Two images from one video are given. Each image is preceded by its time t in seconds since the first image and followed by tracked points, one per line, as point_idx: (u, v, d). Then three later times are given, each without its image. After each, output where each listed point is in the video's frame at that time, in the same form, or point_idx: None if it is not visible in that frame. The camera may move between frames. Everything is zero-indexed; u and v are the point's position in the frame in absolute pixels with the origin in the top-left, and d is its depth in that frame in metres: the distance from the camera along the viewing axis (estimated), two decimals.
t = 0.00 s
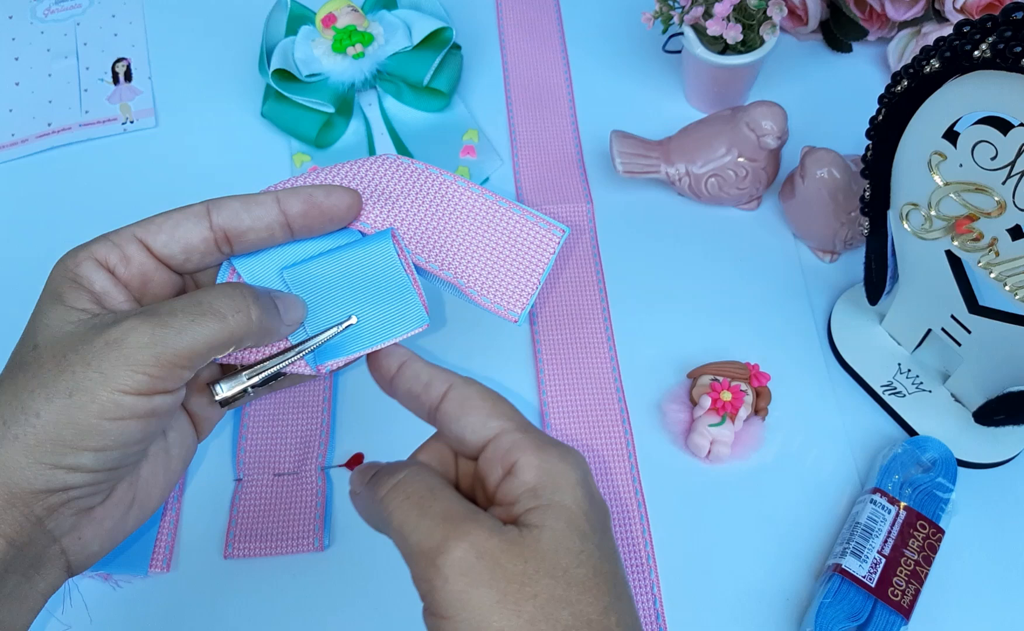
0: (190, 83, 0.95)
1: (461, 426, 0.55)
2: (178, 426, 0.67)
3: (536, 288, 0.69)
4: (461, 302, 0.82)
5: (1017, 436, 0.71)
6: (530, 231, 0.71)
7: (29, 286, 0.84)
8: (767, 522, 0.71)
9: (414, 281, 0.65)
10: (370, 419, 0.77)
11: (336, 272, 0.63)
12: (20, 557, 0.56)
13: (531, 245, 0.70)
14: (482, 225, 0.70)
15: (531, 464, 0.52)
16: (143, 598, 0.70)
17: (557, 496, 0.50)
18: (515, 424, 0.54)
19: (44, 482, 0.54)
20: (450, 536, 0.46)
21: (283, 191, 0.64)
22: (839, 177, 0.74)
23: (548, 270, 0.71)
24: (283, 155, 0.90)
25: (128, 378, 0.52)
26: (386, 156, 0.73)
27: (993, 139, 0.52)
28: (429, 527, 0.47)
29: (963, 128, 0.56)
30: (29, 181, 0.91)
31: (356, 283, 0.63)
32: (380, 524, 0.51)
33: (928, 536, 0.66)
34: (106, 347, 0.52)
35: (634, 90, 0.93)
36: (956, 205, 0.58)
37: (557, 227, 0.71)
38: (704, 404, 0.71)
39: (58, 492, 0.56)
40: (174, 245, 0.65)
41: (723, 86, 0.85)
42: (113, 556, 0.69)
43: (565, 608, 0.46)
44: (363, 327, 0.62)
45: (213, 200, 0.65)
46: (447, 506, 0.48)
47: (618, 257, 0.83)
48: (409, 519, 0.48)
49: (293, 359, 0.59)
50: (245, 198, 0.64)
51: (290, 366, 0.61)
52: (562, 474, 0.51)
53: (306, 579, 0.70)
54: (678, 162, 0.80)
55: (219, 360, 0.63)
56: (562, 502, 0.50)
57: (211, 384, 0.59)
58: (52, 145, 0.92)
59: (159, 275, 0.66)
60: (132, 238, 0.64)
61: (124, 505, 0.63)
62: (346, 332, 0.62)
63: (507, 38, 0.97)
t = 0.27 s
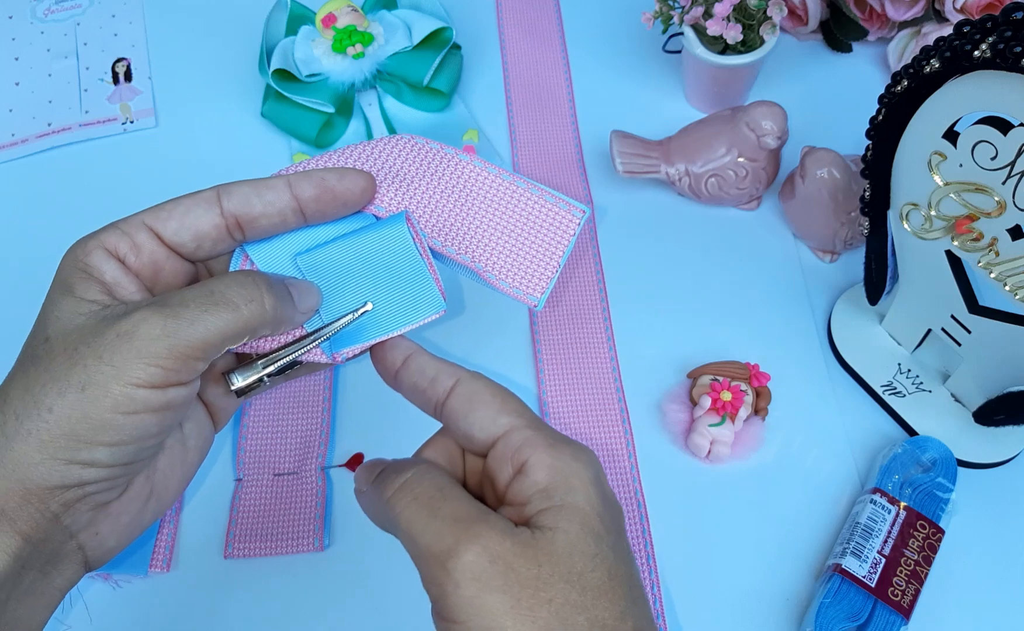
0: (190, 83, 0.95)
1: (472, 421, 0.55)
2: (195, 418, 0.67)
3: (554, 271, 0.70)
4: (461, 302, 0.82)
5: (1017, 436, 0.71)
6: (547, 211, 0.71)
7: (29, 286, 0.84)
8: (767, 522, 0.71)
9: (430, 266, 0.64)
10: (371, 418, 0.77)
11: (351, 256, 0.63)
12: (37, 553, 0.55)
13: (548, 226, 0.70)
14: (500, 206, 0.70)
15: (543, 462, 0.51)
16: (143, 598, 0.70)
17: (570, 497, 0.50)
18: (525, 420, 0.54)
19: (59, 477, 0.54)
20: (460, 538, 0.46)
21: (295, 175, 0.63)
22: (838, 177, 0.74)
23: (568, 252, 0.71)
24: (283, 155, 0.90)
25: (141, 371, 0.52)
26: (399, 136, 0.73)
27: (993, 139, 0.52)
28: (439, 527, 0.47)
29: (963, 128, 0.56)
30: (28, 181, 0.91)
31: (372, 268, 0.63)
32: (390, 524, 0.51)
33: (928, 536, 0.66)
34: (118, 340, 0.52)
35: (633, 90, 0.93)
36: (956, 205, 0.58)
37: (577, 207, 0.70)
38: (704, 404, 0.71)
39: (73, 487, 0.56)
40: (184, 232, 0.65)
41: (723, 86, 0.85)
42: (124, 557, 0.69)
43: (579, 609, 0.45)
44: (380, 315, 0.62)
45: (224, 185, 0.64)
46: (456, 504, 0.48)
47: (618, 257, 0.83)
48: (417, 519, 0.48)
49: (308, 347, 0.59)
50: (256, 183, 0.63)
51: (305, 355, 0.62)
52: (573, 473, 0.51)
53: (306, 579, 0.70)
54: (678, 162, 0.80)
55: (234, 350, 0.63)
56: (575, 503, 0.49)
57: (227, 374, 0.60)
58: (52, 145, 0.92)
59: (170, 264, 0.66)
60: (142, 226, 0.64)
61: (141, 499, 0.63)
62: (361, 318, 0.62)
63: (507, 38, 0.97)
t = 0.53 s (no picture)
0: (190, 83, 0.95)
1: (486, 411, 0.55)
2: (204, 412, 0.67)
3: (563, 264, 0.70)
4: (461, 302, 0.82)
5: (1017, 436, 0.71)
6: (555, 203, 0.71)
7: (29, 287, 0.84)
8: (767, 522, 0.71)
9: (437, 258, 0.65)
10: (371, 418, 0.77)
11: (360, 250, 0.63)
12: (47, 548, 0.55)
13: (556, 218, 0.71)
14: (509, 199, 0.71)
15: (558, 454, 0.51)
16: (143, 597, 0.70)
17: (583, 489, 0.50)
18: (535, 413, 0.54)
19: (67, 472, 0.54)
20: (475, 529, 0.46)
21: (302, 168, 0.63)
22: (838, 177, 0.74)
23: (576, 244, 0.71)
24: (283, 155, 0.90)
25: (149, 365, 0.52)
26: (407, 129, 0.73)
27: (993, 139, 0.52)
28: (454, 520, 0.46)
29: (963, 128, 0.56)
30: (28, 180, 0.91)
31: (380, 262, 0.63)
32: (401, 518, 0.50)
33: (928, 536, 0.66)
34: (127, 334, 0.52)
35: (633, 90, 0.93)
36: (956, 205, 0.58)
37: (585, 199, 0.71)
38: (704, 405, 0.71)
39: (81, 482, 0.56)
40: (192, 227, 0.64)
41: (723, 86, 0.85)
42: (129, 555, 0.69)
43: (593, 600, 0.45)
44: (389, 308, 0.63)
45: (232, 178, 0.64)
46: (469, 494, 0.48)
47: (618, 257, 0.83)
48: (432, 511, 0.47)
49: (316, 340, 0.58)
50: (263, 177, 0.63)
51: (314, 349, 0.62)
52: (586, 466, 0.51)
53: (306, 579, 0.70)
54: (678, 162, 0.80)
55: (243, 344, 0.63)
56: (588, 496, 0.49)
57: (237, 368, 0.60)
58: (52, 145, 0.92)
59: (178, 258, 0.65)
60: (149, 220, 0.63)
61: (150, 494, 0.63)
62: (370, 312, 0.62)
63: (507, 38, 0.97)
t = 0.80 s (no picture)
0: (190, 83, 0.95)
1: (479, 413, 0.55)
2: (202, 413, 0.67)
3: (560, 266, 0.69)
4: (461, 302, 0.82)
5: (1017, 435, 0.71)
6: (552, 206, 0.71)
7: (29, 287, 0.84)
8: (767, 522, 0.71)
9: (434, 260, 0.65)
10: (371, 418, 0.77)
11: (356, 252, 0.63)
12: (47, 549, 0.55)
13: (553, 221, 0.70)
14: (506, 201, 0.71)
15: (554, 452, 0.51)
16: (143, 597, 0.70)
17: (577, 487, 0.50)
18: (533, 413, 0.54)
19: (66, 474, 0.54)
20: (469, 528, 0.46)
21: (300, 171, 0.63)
22: (838, 177, 0.74)
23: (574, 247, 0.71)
24: (283, 155, 0.90)
25: (147, 367, 0.52)
26: (406, 133, 0.73)
27: (993, 139, 0.53)
28: (449, 519, 0.47)
29: (962, 128, 0.56)
30: (28, 180, 0.91)
31: (377, 263, 0.63)
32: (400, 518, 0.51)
33: (928, 536, 0.66)
34: (125, 335, 0.52)
35: (633, 90, 0.93)
36: (957, 205, 0.58)
37: (582, 202, 0.71)
38: (704, 404, 0.71)
39: (80, 484, 0.55)
40: (189, 229, 0.64)
41: (722, 86, 0.85)
42: (129, 555, 0.69)
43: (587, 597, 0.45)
44: (386, 309, 0.62)
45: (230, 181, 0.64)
46: (464, 494, 0.48)
47: (618, 257, 0.83)
48: (427, 508, 0.48)
49: (314, 344, 0.58)
50: (261, 180, 0.63)
51: (311, 351, 0.61)
52: (580, 463, 0.51)
53: (306, 579, 0.70)
54: (678, 162, 0.80)
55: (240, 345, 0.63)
56: (583, 495, 0.49)
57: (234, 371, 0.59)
58: (52, 145, 0.92)
59: (176, 261, 0.65)
60: (148, 223, 0.63)
61: (149, 495, 0.63)
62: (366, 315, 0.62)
63: (507, 38, 0.97)
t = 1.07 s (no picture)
0: (190, 83, 0.95)
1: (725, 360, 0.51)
2: (171, 419, 0.66)
3: (535, 274, 0.69)
4: (461, 302, 0.82)
5: (1016, 435, 0.71)
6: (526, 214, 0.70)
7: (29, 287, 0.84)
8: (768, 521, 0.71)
9: (406, 270, 0.64)
10: (371, 418, 0.77)
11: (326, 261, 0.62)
12: (12, 556, 0.56)
13: (528, 229, 0.69)
14: (478, 210, 0.69)
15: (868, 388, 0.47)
16: (142, 597, 0.70)
17: (908, 432, 0.45)
18: (857, 341, 0.50)
19: (30, 480, 0.55)
20: (808, 484, 0.43)
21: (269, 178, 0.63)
22: (838, 177, 0.74)
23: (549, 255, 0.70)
24: (283, 155, 0.90)
25: (110, 374, 0.53)
26: (380, 138, 0.72)
27: (993, 139, 0.53)
28: (782, 475, 0.43)
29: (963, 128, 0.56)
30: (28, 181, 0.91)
31: (349, 271, 0.63)
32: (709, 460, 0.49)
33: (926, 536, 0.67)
34: (87, 343, 0.53)
35: (634, 90, 0.93)
36: (956, 205, 0.57)
37: (557, 211, 0.69)
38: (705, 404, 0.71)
39: (45, 491, 0.56)
40: (158, 235, 0.65)
41: (722, 86, 0.85)
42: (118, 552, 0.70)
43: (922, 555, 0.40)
44: (356, 319, 0.62)
45: (199, 188, 0.64)
46: (759, 433, 0.45)
47: (618, 258, 0.83)
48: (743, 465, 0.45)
49: (285, 350, 0.60)
50: (230, 186, 0.63)
51: (282, 358, 0.62)
52: (903, 401, 0.46)
53: (306, 579, 0.70)
54: (678, 162, 0.80)
55: (211, 353, 0.64)
56: (911, 437, 0.44)
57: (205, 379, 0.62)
58: (52, 145, 0.92)
59: (144, 268, 0.66)
60: (115, 229, 0.64)
61: (116, 503, 0.63)
62: (338, 323, 0.62)
63: (507, 39, 0.97)
